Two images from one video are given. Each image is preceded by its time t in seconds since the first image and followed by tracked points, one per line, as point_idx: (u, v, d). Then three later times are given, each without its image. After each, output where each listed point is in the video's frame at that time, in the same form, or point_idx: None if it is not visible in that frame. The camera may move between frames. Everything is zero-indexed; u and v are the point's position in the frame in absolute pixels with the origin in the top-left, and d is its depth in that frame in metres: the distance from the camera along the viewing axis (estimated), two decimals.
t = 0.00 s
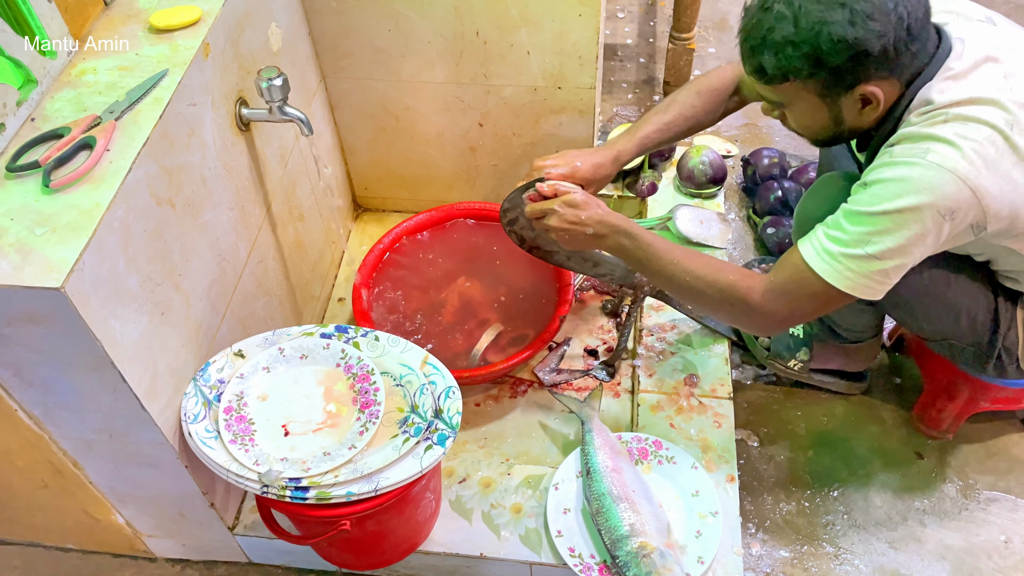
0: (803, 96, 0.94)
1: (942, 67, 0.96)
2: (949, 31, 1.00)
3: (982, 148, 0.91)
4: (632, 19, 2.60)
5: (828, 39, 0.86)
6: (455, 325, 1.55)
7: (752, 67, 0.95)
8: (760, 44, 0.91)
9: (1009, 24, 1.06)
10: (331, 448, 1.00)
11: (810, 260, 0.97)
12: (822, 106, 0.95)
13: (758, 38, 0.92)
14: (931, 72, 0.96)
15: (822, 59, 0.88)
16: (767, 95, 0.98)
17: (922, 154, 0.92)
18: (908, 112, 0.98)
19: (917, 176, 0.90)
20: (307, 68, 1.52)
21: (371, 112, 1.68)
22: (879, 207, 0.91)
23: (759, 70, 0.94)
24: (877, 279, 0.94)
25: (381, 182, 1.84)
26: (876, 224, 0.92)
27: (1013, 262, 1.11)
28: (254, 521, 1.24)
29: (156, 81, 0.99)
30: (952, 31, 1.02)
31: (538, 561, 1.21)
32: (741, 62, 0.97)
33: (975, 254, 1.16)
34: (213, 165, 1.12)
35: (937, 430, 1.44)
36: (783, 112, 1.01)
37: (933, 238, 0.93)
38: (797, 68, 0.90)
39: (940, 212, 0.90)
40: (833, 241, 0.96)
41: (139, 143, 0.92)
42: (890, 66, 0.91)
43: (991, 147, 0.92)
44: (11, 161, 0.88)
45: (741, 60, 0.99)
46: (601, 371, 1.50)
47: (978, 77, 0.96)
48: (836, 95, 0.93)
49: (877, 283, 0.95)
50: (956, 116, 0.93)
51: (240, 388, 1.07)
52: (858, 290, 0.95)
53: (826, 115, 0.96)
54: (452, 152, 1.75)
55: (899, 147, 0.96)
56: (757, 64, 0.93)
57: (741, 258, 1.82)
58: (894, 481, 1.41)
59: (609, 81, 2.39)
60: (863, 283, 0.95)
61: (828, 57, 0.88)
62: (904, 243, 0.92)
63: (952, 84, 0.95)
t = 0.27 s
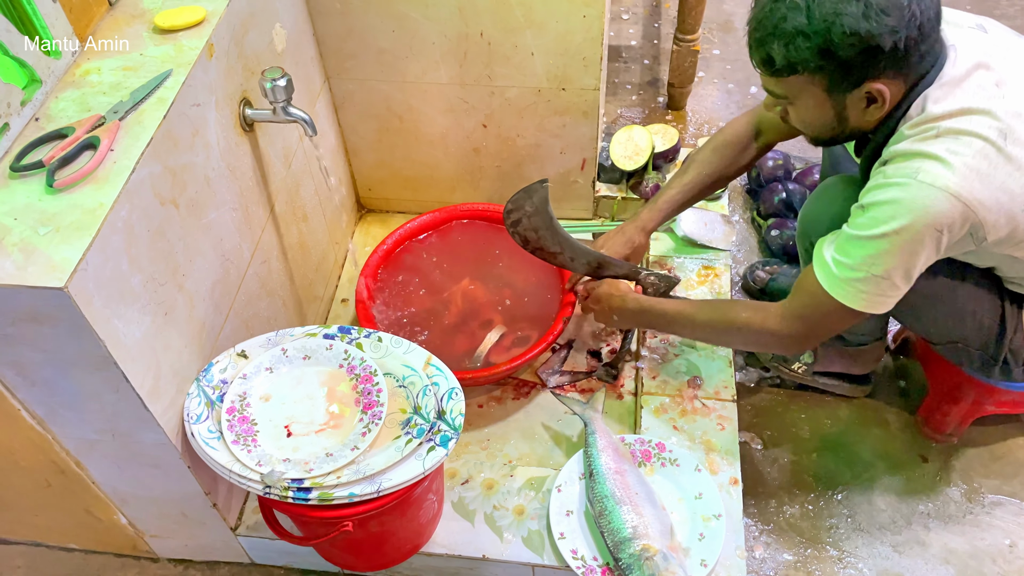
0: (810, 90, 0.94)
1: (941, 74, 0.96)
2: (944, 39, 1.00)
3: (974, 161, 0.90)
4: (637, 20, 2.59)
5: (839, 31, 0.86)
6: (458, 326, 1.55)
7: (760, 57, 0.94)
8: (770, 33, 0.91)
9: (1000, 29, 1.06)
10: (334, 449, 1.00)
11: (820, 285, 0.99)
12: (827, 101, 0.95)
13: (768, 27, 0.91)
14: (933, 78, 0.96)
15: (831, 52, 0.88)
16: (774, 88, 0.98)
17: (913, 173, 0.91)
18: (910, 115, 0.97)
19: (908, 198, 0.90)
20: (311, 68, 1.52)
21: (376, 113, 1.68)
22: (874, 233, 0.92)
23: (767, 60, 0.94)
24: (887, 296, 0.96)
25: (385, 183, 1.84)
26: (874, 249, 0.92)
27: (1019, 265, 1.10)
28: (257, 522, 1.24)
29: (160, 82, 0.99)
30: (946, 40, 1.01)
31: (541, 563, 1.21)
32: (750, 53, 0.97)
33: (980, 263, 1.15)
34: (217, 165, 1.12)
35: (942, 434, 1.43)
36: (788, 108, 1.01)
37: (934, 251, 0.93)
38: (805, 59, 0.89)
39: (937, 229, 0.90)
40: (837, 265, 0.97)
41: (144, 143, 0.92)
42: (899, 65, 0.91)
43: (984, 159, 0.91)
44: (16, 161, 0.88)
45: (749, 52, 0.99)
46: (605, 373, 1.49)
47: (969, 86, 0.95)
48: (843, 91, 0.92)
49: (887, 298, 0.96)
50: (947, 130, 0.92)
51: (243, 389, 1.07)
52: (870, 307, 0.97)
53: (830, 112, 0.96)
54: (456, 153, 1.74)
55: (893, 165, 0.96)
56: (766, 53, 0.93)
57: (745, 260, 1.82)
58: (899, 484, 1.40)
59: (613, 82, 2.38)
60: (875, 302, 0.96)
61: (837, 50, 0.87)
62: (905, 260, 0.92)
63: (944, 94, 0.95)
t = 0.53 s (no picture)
0: (805, 94, 0.94)
1: (935, 78, 0.96)
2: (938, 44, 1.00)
3: (967, 168, 0.90)
4: (639, 22, 2.59)
5: (837, 36, 0.86)
6: (460, 327, 1.55)
7: (756, 61, 0.94)
8: (767, 37, 0.91)
9: (999, 32, 1.05)
10: (336, 450, 1.00)
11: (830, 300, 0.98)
12: (822, 106, 0.95)
13: (766, 30, 0.91)
14: (926, 82, 0.96)
15: (829, 56, 0.88)
16: (769, 92, 0.97)
17: (909, 185, 0.91)
18: (905, 119, 0.98)
19: (906, 211, 0.90)
20: (314, 70, 1.52)
21: (378, 114, 1.68)
22: (876, 247, 0.91)
23: (764, 64, 0.94)
24: (898, 306, 0.95)
25: (386, 184, 1.84)
26: (878, 263, 0.92)
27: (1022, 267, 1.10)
28: (258, 523, 1.24)
29: (163, 83, 1.00)
30: (941, 44, 1.02)
31: (542, 565, 1.21)
32: (746, 56, 0.97)
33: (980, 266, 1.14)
34: (220, 166, 1.12)
35: (944, 435, 1.43)
36: (782, 112, 1.01)
37: (936, 259, 0.93)
38: (803, 63, 0.89)
39: (936, 238, 0.90)
40: (844, 281, 0.96)
41: (146, 144, 0.93)
42: (894, 70, 0.92)
43: (978, 166, 0.90)
44: (18, 162, 0.88)
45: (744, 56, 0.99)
46: (607, 374, 1.49)
47: (963, 90, 0.95)
48: (839, 95, 0.92)
49: (898, 307, 0.95)
50: (940, 138, 0.92)
51: (245, 389, 1.07)
52: (881, 318, 0.96)
53: (824, 116, 0.96)
54: (458, 154, 1.75)
55: (888, 176, 0.95)
56: (763, 57, 0.92)
57: (747, 262, 1.82)
58: (901, 486, 1.40)
59: (616, 84, 2.38)
60: (886, 313, 0.95)
61: (834, 55, 0.87)
62: (910, 271, 0.92)
63: (939, 97, 0.95)
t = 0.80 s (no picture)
0: (804, 90, 0.94)
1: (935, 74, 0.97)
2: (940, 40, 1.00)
3: (972, 163, 0.90)
4: (639, 23, 2.60)
5: (835, 32, 0.86)
6: (460, 328, 1.55)
7: (756, 58, 0.94)
8: (766, 34, 0.91)
9: (1000, 32, 1.05)
10: (336, 450, 1.01)
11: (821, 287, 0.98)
12: (821, 102, 0.95)
13: (765, 28, 0.91)
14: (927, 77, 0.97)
15: (827, 52, 0.88)
16: (769, 89, 0.98)
17: (913, 176, 0.91)
18: (907, 115, 0.98)
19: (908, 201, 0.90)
20: (314, 71, 1.52)
21: (378, 115, 1.68)
22: (875, 235, 0.91)
23: (763, 61, 0.94)
24: (889, 298, 0.95)
25: (387, 185, 1.85)
26: (876, 252, 0.92)
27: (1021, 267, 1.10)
28: (259, 523, 1.24)
29: (163, 84, 1.00)
30: (943, 41, 1.02)
31: (542, 565, 1.21)
32: (745, 53, 0.97)
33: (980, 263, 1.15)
34: (220, 167, 1.13)
35: (944, 437, 1.43)
36: (782, 108, 1.01)
37: (934, 254, 0.93)
38: (801, 60, 0.90)
39: (935, 232, 0.90)
40: (840, 269, 0.96)
41: (147, 145, 0.93)
42: (893, 66, 0.92)
43: (982, 161, 0.91)
44: (20, 163, 0.88)
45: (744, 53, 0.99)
46: (607, 375, 1.49)
47: (967, 87, 0.95)
48: (838, 91, 0.93)
49: (889, 300, 0.96)
50: (945, 131, 0.92)
51: (246, 390, 1.07)
52: (871, 310, 0.96)
53: (824, 112, 0.97)
54: (458, 155, 1.75)
55: (892, 167, 0.95)
56: (762, 53, 0.93)
57: (747, 263, 1.82)
58: (901, 487, 1.40)
59: (616, 85, 2.39)
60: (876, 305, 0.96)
61: (833, 50, 0.87)
62: (906, 264, 0.92)
63: (942, 93, 0.95)
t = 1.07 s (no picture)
0: (813, 82, 0.94)
1: (946, 71, 0.96)
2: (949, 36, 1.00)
3: (984, 159, 0.91)
4: (638, 25, 2.60)
5: (844, 23, 0.86)
6: (459, 329, 1.55)
7: (764, 50, 0.95)
8: (774, 26, 0.91)
9: (1007, 29, 1.06)
10: (334, 452, 1.01)
11: (823, 280, 0.99)
12: (829, 95, 0.95)
13: (774, 18, 0.92)
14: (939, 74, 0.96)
15: (835, 44, 0.88)
16: (777, 82, 0.98)
17: (924, 171, 0.91)
18: (917, 112, 0.97)
19: (919, 196, 0.90)
20: (313, 73, 1.53)
21: (377, 117, 1.68)
22: (884, 230, 0.92)
23: (772, 53, 0.94)
24: (893, 293, 0.96)
25: (386, 187, 1.85)
26: (883, 246, 0.92)
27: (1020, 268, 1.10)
28: (258, 525, 1.24)
29: (162, 85, 1.00)
30: (951, 37, 1.02)
31: (541, 566, 1.21)
32: (754, 46, 0.97)
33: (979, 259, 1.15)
34: (219, 169, 1.13)
35: (942, 438, 1.43)
36: (790, 102, 1.01)
37: (942, 249, 0.93)
38: (809, 51, 0.90)
39: (944, 227, 0.91)
40: (844, 263, 0.97)
41: (146, 147, 0.93)
42: (903, 61, 0.92)
43: (993, 158, 0.91)
44: (18, 164, 0.89)
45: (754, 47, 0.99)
46: (606, 376, 1.48)
47: (978, 83, 0.95)
48: (846, 84, 0.93)
49: (893, 295, 0.96)
50: (958, 127, 0.92)
51: (244, 392, 1.07)
52: (874, 305, 0.97)
53: (832, 106, 0.96)
54: (457, 157, 1.75)
55: (903, 161, 0.95)
56: (770, 45, 0.93)
57: (746, 264, 1.82)
58: (899, 488, 1.40)
59: (615, 87, 2.39)
60: (879, 300, 0.96)
61: (841, 42, 0.88)
62: (913, 259, 0.93)
63: (953, 89, 0.95)
